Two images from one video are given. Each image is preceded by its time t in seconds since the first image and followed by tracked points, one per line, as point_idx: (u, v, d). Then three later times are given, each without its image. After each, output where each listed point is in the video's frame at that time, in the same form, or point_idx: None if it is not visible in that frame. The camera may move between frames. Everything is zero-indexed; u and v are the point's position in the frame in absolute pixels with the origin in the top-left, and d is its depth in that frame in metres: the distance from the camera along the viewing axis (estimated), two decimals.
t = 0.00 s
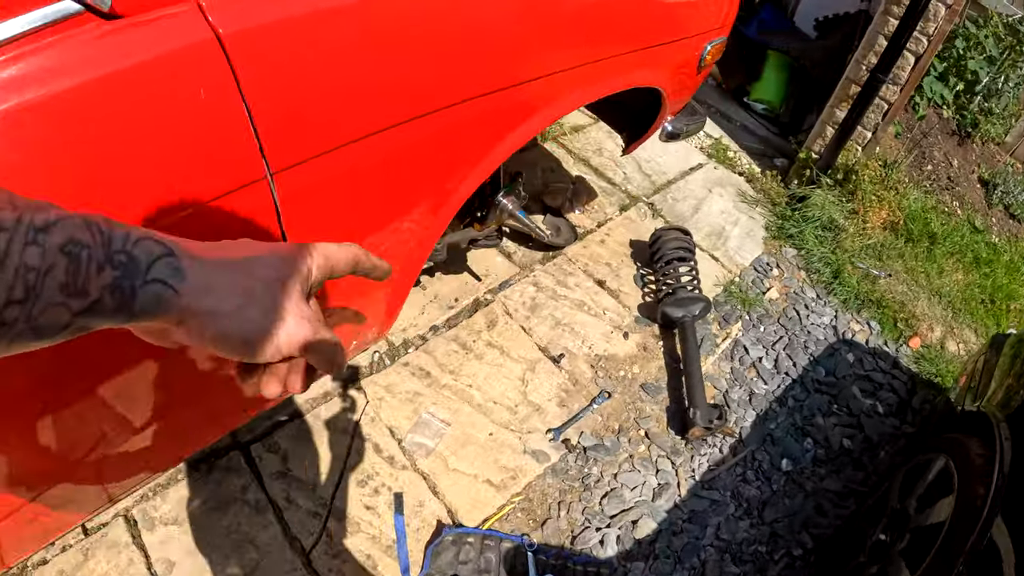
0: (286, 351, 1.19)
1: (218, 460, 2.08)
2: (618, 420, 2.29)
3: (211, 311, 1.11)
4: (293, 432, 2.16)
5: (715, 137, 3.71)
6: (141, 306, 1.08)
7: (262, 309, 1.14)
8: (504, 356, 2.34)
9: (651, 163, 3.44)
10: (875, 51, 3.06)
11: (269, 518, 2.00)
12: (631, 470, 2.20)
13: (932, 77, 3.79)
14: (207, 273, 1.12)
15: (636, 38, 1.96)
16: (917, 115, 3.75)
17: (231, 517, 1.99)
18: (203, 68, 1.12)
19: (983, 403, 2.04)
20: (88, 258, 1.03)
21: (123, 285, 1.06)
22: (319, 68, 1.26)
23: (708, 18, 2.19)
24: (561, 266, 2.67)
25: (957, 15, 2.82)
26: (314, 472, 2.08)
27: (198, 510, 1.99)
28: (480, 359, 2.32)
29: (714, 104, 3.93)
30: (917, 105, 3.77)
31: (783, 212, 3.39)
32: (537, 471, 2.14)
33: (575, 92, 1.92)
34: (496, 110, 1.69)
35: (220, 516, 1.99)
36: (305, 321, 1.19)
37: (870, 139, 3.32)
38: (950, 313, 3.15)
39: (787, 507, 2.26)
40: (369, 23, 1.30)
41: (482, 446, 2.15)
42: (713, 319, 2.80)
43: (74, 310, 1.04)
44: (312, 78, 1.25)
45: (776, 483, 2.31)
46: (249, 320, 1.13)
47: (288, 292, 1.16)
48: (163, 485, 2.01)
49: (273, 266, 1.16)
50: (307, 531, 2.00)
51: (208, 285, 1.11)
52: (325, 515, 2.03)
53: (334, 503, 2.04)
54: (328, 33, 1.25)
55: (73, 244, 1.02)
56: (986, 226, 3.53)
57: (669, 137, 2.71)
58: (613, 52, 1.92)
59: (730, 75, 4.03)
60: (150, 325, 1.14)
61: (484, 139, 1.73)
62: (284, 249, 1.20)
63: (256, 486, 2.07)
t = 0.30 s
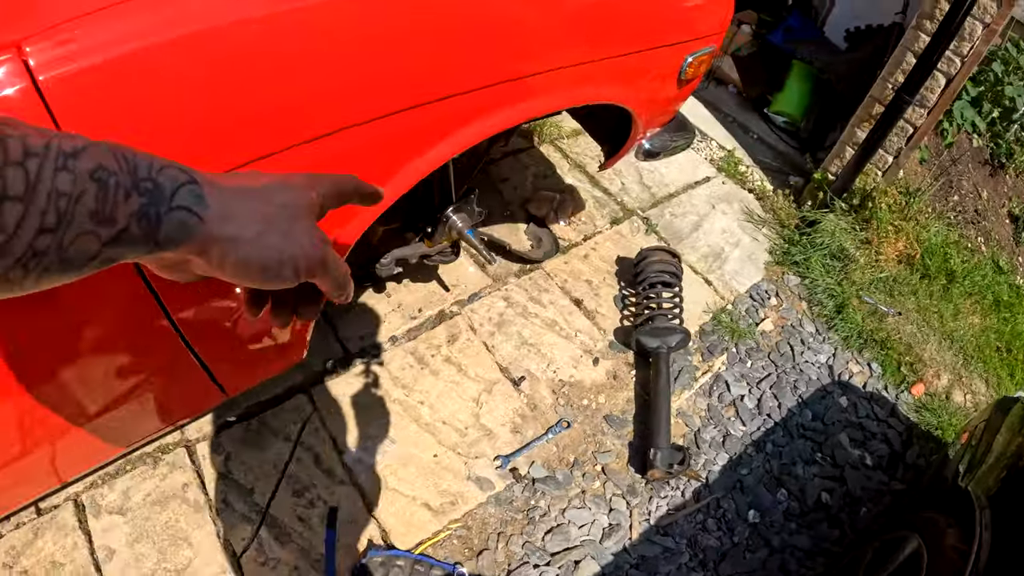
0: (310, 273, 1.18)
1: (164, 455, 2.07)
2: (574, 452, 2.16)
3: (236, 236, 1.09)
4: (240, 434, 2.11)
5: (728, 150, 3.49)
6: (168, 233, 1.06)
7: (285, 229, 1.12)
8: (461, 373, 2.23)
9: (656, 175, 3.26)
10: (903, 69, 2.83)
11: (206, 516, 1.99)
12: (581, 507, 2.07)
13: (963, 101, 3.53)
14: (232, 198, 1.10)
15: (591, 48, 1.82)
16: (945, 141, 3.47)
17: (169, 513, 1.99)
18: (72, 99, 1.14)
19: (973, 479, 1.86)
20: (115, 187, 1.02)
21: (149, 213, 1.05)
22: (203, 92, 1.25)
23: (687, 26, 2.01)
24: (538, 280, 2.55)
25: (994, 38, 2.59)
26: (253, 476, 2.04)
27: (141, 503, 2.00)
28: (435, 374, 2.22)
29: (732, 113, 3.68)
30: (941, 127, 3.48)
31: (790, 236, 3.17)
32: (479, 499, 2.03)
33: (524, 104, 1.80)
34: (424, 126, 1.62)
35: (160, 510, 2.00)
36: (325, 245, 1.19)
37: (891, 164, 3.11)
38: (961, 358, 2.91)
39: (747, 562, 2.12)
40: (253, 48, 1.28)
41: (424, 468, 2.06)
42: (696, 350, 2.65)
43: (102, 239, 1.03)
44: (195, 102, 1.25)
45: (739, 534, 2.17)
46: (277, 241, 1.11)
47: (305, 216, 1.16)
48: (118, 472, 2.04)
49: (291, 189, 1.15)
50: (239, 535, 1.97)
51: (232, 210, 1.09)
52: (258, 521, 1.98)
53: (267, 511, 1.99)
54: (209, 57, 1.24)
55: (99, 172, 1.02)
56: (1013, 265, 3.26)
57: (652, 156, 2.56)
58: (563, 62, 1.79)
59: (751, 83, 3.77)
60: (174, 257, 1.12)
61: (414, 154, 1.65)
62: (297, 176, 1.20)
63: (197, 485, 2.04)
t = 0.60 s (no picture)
0: (329, 280, 1.22)
1: (133, 433, 2.02)
2: (551, 487, 2.04)
3: (264, 244, 1.13)
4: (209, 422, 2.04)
5: (771, 173, 3.26)
6: (207, 242, 1.10)
7: (307, 239, 1.16)
8: (442, 388, 2.13)
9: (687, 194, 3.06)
10: (964, 105, 2.52)
11: (164, 502, 1.94)
12: (549, 547, 1.94)
13: None
14: (262, 210, 1.14)
15: (597, 56, 1.64)
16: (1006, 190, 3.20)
17: (130, 493, 1.95)
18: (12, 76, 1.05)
19: None
20: (164, 200, 1.06)
21: (191, 224, 1.08)
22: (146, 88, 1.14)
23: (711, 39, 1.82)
24: (542, 297, 2.42)
25: None
26: (215, 468, 1.98)
27: (105, 479, 1.96)
28: (416, 386, 2.14)
29: (780, 136, 3.44)
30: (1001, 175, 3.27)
31: (823, 275, 2.94)
32: (442, 524, 1.93)
33: (518, 110, 1.64)
34: (401, 128, 1.48)
35: (122, 489, 1.95)
36: (342, 253, 1.22)
37: (943, 209, 2.80)
38: (994, 430, 2.64)
39: None
40: (196, 38, 1.16)
41: (388, 484, 1.97)
42: (700, 390, 2.48)
43: (151, 246, 1.07)
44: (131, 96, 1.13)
45: None
46: (302, 249, 1.15)
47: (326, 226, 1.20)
48: (85, 445, 2.00)
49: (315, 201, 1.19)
50: (193, 526, 1.91)
51: (261, 220, 1.13)
52: (213, 515, 1.92)
53: (223, 506, 1.93)
54: (154, 47, 1.13)
55: (151, 187, 1.05)
56: None
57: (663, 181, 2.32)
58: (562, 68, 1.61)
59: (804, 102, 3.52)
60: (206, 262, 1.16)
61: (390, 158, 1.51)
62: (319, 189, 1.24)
63: (161, 468, 1.99)
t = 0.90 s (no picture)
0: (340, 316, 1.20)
1: (119, 403, 2.01)
2: (523, 530, 1.92)
3: (284, 281, 1.08)
4: (191, 404, 2.03)
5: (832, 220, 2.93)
6: (235, 278, 1.03)
7: (325, 277, 1.13)
8: (428, 410, 2.08)
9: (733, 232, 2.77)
10: None
11: (136, 476, 1.92)
12: None
13: None
14: (281, 247, 1.09)
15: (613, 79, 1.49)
16: None
17: (106, 461, 1.93)
18: None
19: None
20: (199, 234, 0.99)
21: (219, 258, 1.01)
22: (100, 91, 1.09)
23: (748, 69, 1.64)
24: (552, 325, 2.32)
25: None
26: (188, 451, 1.96)
27: (85, 443, 1.95)
28: (402, 400, 2.09)
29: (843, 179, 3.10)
30: None
31: (869, 340, 2.59)
32: (401, 548, 1.87)
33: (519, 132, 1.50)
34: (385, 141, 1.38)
35: (99, 456, 1.94)
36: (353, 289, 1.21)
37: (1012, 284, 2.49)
38: None
39: None
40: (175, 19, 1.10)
41: (355, 498, 1.93)
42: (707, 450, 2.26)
43: (181, 277, 0.99)
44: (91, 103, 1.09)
45: None
46: (320, 288, 1.12)
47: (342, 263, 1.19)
48: (74, 407, 2.00)
49: (330, 240, 1.17)
50: (158, 507, 1.89)
51: (280, 258, 1.08)
52: (178, 498, 1.90)
53: (190, 491, 1.91)
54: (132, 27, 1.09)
55: (188, 220, 0.98)
56: None
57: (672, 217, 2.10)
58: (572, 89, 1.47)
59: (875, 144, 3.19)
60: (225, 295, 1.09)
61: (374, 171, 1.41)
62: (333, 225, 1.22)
63: (139, 442, 1.97)
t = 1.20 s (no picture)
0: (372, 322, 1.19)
1: (139, 357, 2.05)
2: (506, 550, 1.87)
3: (313, 287, 1.07)
4: (206, 369, 2.08)
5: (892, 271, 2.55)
6: (258, 285, 1.01)
7: (355, 281, 1.12)
8: (432, 412, 2.06)
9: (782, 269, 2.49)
10: None
11: (144, 430, 1.97)
12: None
13: None
14: (310, 254, 1.08)
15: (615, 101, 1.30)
16: None
17: (117, 412, 1.99)
18: None
19: None
20: (215, 241, 0.96)
21: (241, 266, 0.99)
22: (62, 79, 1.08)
23: (780, 101, 1.41)
24: (574, 345, 2.22)
25: None
26: (195, 414, 2.01)
27: (103, 391, 2.01)
28: (410, 398, 2.09)
29: (913, 230, 2.68)
30: None
31: (912, 410, 2.26)
32: (380, 545, 1.87)
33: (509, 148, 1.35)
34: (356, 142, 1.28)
35: (112, 406, 1.99)
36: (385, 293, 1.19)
37: None
38: None
39: None
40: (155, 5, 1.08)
41: (344, 489, 1.95)
42: (713, 500, 2.03)
43: (200, 289, 0.96)
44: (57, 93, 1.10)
45: None
46: (351, 292, 1.11)
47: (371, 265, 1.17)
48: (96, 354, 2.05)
49: (356, 242, 1.16)
50: (158, 464, 1.95)
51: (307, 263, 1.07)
52: (179, 458, 1.96)
53: (191, 453, 1.97)
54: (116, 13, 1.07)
55: (204, 227, 0.95)
56: None
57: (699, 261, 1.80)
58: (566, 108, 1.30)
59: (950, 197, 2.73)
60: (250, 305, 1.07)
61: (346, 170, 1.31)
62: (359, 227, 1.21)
63: (151, 399, 2.02)
